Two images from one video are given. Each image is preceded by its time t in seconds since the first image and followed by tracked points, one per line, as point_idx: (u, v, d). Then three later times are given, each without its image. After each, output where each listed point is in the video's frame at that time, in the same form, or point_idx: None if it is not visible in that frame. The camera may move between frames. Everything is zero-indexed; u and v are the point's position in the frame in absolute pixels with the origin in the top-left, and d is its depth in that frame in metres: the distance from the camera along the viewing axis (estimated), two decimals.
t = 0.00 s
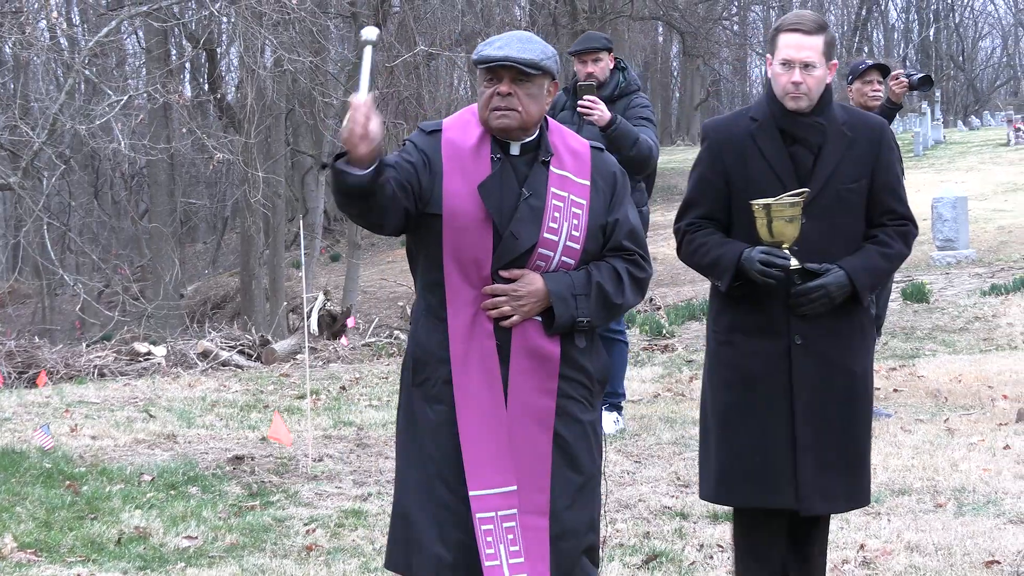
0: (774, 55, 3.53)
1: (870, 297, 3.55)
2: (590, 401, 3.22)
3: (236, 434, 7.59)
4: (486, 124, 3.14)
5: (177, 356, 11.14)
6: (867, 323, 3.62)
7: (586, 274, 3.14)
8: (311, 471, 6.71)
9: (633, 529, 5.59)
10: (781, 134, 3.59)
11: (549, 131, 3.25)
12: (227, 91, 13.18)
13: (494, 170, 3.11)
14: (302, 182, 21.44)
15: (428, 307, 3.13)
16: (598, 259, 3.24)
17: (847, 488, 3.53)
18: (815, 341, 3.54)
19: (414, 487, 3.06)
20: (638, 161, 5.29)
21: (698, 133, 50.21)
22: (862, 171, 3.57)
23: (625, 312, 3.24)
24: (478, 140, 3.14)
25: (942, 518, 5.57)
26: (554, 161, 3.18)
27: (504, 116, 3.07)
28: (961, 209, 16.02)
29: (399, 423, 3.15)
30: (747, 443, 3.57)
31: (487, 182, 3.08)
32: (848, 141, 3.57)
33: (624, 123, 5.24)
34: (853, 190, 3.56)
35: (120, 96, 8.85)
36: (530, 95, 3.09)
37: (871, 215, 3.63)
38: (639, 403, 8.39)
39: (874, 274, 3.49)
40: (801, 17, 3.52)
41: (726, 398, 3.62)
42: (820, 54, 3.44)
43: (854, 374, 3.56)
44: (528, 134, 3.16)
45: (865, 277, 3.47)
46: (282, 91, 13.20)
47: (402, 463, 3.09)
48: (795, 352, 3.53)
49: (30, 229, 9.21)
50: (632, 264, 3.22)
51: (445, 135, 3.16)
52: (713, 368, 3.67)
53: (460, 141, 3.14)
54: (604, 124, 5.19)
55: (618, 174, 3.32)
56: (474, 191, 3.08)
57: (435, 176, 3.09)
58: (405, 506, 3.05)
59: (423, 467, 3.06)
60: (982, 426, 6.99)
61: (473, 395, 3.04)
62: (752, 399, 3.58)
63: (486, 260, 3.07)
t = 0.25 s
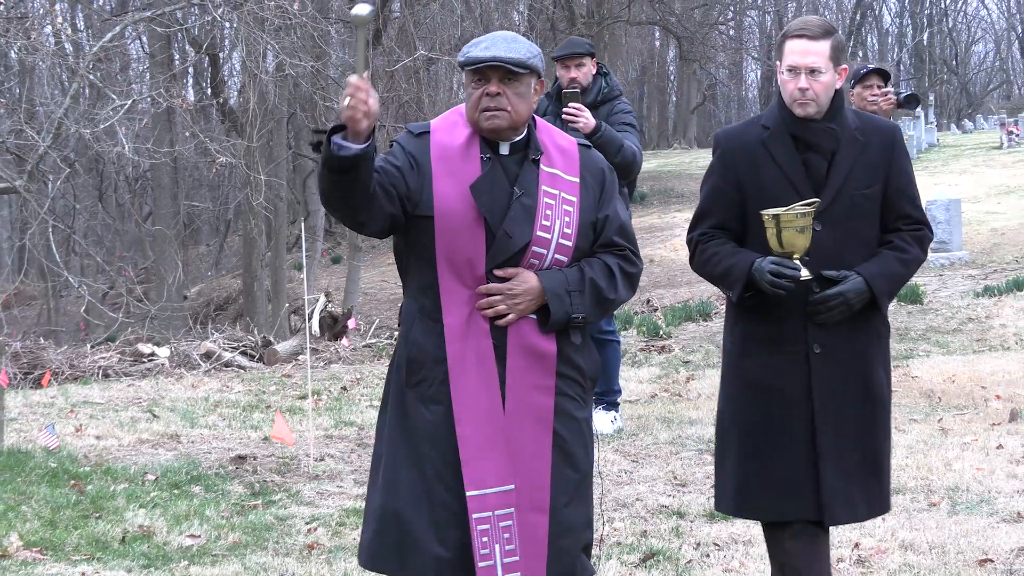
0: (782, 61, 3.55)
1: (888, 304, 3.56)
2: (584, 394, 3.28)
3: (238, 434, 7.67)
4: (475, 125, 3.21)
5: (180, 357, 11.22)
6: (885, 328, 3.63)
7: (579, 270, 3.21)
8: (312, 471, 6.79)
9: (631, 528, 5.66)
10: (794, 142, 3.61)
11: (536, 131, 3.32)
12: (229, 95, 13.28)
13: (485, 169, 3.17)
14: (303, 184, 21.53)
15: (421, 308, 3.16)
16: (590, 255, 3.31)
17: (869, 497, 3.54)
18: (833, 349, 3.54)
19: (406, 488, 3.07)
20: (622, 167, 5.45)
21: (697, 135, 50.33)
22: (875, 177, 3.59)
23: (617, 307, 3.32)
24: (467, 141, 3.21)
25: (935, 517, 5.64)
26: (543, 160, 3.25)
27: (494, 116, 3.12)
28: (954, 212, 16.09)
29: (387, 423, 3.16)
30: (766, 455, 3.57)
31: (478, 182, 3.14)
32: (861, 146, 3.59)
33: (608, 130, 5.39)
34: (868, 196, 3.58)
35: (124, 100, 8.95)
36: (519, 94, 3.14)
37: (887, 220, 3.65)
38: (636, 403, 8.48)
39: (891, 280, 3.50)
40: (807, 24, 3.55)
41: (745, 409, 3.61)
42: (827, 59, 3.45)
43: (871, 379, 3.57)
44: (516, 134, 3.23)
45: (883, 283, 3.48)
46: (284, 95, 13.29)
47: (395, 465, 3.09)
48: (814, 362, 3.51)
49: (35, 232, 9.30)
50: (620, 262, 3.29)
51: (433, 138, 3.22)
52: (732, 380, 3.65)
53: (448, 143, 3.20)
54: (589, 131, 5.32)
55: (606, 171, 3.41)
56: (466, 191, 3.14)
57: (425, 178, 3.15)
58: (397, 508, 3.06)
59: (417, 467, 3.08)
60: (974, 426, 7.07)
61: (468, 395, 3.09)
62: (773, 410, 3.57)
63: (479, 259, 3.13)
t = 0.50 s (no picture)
0: (775, 71, 3.50)
1: (902, 305, 3.49)
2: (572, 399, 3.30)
3: (242, 436, 7.75)
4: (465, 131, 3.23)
5: (183, 360, 11.32)
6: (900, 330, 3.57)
7: (567, 277, 3.24)
8: (315, 473, 6.87)
9: (628, 530, 5.73)
10: (794, 151, 3.55)
11: (528, 137, 3.35)
12: (232, 101, 13.39)
13: (475, 175, 3.21)
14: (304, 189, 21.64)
15: (411, 310, 3.21)
16: (580, 261, 3.34)
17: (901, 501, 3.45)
18: (849, 352, 3.47)
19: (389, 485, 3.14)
20: (606, 173, 5.43)
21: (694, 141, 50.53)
22: (877, 181, 3.53)
23: (606, 313, 3.33)
24: (461, 146, 3.26)
25: (929, 519, 5.72)
26: (533, 166, 3.28)
27: (484, 123, 3.16)
28: (947, 218, 16.21)
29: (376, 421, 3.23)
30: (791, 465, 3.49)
31: (468, 188, 3.19)
32: (862, 151, 3.54)
33: (591, 138, 5.41)
34: (873, 199, 3.52)
35: (129, 107, 9.03)
36: (509, 102, 3.17)
37: (891, 225, 3.60)
38: (635, 406, 8.57)
39: (904, 281, 3.42)
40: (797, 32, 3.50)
41: (764, 421, 3.54)
42: (821, 67, 3.40)
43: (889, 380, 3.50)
44: (509, 140, 3.26)
45: (898, 285, 3.41)
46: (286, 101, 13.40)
47: (379, 462, 3.16)
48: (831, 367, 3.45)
49: (41, 237, 9.39)
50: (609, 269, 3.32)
51: (427, 141, 3.26)
52: (748, 392, 3.59)
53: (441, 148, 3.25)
54: (572, 137, 5.23)
55: (598, 178, 3.44)
56: (456, 198, 3.18)
57: (417, 183, 3.20)
58: (379, 505, 3.12)
59: (400, 465, 3.15)
60: (968, 430, 7.16)
61: (451, 398, 3.13)
62: (793, 420, 3.49)
63: (468, 264, 3.17)
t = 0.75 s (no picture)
0: (774, 79, 3.44)
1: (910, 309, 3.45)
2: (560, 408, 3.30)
3: (243, 438, 7.85)
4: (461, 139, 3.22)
5: (185, 362, 11.39)
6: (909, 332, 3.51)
7: (559, 287, 3.22)
8: (315, 474, 6.96)
9: (625, 530, 5.81)
10: (794, 157, 3.51)
11: (521, 145, 3.31)
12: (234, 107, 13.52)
13: (470, 186, 3.18)
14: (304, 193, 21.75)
15: (405, 318, 3.17)
16: (569, 271, 3.33)
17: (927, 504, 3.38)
18: (864, 356, 3.40)
19: (378, 491, 3.08)
20: (590, 174, 5.31)
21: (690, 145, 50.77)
22: (878, 185, 3.50)
23: (595, 323, 3.32)
24: (455, 153, 3.22)
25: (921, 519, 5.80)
26: (526, 176, 3.25)
27: (488, 135, 3.13)
28: (940, 222, 16.38)
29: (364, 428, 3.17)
30: (816, 478, 3.37)
31: (463, 198, 3.15)
32: (861, 154, 3.50)
33: (575, 139, 5.27)
34: (873, 202, 3.48)
35: (132, 114, 9.14)
36: (511, 113, 3.14)
37: (892, 226, 3.56)
38: (630, 408, 8.68)
39: (912, 284, 3.39)
40: (795, 38, 3.44)
41: (783, 435, 3.43)
42: (823, 73, 3.36)
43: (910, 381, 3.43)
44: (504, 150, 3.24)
45: (905, 288, 3.36)
46: (287, 106, 13.50)
47: (367, 469, 3.10)
48: (849, 373, 3.37)
49: (46, 242, 9.49)
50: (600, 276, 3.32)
51: (418, 151, 3.21)
52: (764, 408, 3.48)
53: (435, 155, 3.21)
54: (557, 139, 5.12)
55: (588, 187, 3.42)
56: (450, 208, 3.14)
57: (410, 193, 3.15)
58: (367, 511, 3.07)
59: (391, 473, 3.09)
60: (959, 431, 7.27)
61: (442, 406, 3.10)
62: (813, 432, 3.40)
63: (462, 275, 3.14)
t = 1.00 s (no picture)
0: (786, 84, 3.49)
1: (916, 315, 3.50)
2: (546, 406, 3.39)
3: (245, 437, 7.94)
4: (462, 144, 3.24)
5: (187, 362, 11.48)
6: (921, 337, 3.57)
7: (551, 290, 3.30)
8: (316, 472, 7.06)
9: (621, 528, 5.89)
10: (806, 162, 3.57)
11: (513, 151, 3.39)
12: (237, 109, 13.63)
13: (469, 191, 3.22)
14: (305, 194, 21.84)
15: (399, 319, 3.22)
16: (558, 272, 3.42)
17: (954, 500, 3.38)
18: (875, 361, 3.46)
19: (375, 492, 3.13)
20: (583, 177, 5.39)
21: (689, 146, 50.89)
22: (889, 190, 3.55)
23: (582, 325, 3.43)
24: (452, 158, 3.25)
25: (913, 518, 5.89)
26: (521, 181, 3.32)
27: (505, 147, 3.17)
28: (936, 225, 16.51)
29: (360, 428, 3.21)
30: (827, 481, 3.45)
31: (464, 204, 3.19)
32: (872, 159, 3.56)
33: (570, 141, 5.35)
34: (885, 207, 3.54)
35: (136, 118, 9.24)
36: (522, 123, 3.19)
37: (903, 228, 3.61)
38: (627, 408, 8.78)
39: (919, 288, 3.43)
40: (808, 42, 3.50)
41: (793, 440, 3.52)
42: (835, 78, 3.42)
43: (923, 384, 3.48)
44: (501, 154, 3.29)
45: (914, 295, 3.41)
46: (288, 109, 13.60)
47: (362, 470, 3.15)
48: (859, 378, 3.44)
49: (50, 243, 9.58)
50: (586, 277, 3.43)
51: (416, 158, 3.24)
52: (773, 414, 3.57)
53: (433, 161, 3.23)
54: (552, 142, 5.26)
55: (576, 192, 3.52)
56: (453, 215, 3.19)
57: (410, 198, 3.18)
58: (361, 512, 3.12)
59: (388, 473, 3.14)
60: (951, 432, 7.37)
61: (440, 408, 3.15)
62: (824, 437, 3.47)
63: (461, 279, 3.20)
